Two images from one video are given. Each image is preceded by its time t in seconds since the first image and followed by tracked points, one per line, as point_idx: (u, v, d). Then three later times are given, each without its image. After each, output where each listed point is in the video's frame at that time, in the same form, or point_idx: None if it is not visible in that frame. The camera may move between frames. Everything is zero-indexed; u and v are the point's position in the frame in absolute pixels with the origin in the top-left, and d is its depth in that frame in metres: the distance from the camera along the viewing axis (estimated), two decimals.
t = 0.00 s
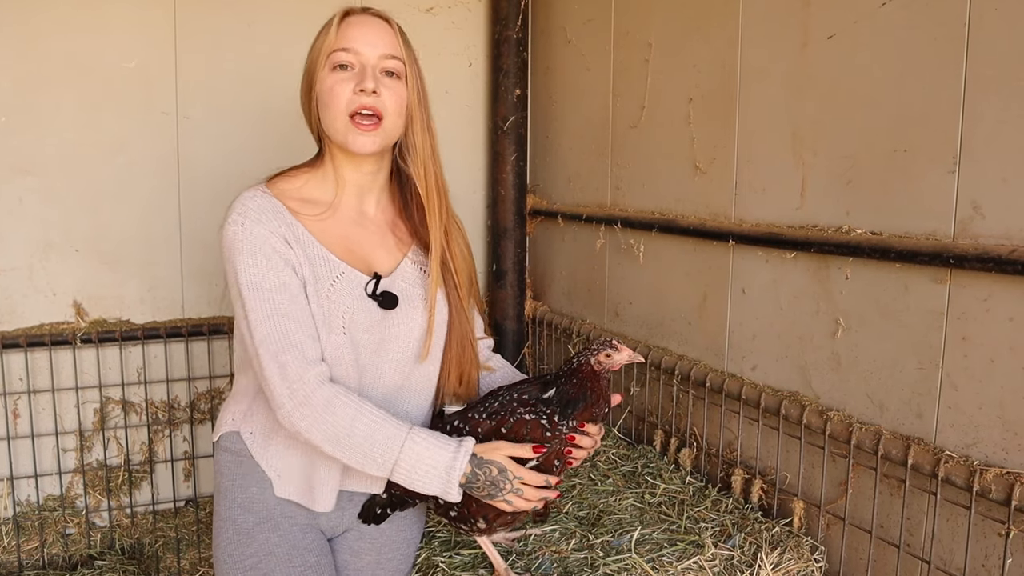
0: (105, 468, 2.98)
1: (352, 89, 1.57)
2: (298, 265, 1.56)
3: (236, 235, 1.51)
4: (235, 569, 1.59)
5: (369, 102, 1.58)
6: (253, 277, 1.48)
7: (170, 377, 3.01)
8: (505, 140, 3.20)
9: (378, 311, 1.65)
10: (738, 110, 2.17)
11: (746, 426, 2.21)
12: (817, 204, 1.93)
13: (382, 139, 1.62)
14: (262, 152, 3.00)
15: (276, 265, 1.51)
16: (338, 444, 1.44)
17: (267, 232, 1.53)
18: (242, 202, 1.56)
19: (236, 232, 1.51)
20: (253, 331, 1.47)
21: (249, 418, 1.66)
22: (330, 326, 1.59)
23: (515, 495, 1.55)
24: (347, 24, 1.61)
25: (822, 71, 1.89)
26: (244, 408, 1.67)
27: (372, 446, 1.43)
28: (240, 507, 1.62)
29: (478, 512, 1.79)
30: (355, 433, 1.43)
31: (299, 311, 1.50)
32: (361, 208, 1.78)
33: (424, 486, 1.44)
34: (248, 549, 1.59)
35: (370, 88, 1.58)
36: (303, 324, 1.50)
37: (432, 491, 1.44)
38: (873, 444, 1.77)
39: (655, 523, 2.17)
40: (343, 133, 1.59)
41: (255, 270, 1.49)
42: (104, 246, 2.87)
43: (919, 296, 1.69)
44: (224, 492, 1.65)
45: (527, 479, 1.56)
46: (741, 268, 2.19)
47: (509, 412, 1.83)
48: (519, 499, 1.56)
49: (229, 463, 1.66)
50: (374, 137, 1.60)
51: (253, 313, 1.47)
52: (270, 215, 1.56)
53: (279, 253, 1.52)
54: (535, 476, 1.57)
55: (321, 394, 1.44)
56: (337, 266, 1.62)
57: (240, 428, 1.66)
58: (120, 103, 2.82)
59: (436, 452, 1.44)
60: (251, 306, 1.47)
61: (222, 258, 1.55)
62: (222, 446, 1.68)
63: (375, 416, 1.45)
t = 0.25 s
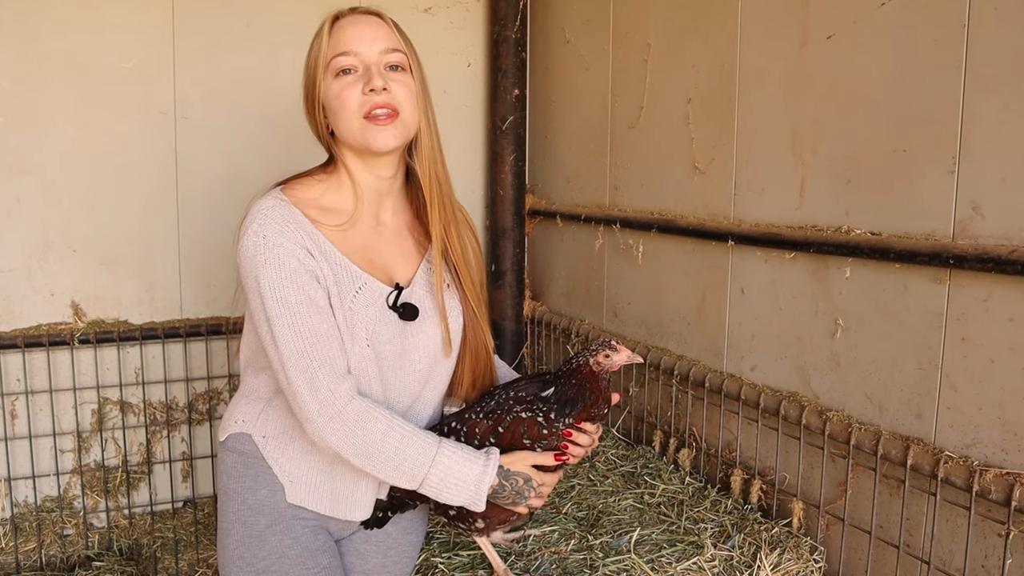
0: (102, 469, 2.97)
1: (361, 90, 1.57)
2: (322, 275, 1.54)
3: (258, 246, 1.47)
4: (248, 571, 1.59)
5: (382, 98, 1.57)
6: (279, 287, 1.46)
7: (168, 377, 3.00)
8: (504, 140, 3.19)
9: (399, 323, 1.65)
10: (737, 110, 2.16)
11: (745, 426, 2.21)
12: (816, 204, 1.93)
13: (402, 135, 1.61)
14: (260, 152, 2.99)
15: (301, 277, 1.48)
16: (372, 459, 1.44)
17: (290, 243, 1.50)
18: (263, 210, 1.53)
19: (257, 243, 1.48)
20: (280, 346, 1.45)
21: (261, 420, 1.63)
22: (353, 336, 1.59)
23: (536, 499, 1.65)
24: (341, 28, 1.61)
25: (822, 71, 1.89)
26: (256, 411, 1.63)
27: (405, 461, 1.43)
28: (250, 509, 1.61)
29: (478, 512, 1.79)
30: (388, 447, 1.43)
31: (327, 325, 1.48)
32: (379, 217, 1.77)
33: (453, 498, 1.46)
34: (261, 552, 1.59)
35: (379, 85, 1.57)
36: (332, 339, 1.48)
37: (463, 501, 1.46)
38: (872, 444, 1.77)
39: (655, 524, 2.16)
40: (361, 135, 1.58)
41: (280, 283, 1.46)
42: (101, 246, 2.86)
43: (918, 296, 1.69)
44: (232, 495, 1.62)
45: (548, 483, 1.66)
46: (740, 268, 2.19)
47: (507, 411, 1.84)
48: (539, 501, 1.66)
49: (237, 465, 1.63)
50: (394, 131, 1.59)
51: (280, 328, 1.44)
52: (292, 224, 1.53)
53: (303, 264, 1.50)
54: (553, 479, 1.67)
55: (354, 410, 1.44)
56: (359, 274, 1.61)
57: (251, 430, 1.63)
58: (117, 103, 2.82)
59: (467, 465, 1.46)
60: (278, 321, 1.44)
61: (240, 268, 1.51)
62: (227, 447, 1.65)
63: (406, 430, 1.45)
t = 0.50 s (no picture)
0: (101, 469, 2.97)
1: (372, 102, 1.55)
2: (327, 279, 1.54)
3: (265, 247, 1.47)
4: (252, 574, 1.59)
5: (391, 112, 1.56)
6: (283, 291, 1.46)
7: (167, 377, 3.00)
8: (504, 140, 3.19)
9: (404, 329, 1.65)
10: (737, 109, 2.16)
11: (745, 426, 2.21)
12: (816, 204, 1.93)
13: (410, 148, 1.60)
14: (258, 152, 2.99)
15: (307, 281, 1.48)
16: (365, 467, 1.45)
17: (298, 245, 1.50)
18: (272, 209, 1.53)
19: (264, 244, 1.48)
20: (280, 350, 1.45)
21: (264, 422, 1.62)
22: (357, 341, 1.59)
23: (532, 510, 1.64)
24: (357, 33, 1.58)
25: (821, 70, 1.89)
26: (259, 411, 1.63)
27: (400, 470, 1.44)
28: (253, 512, 1.60)
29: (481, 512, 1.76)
30: (383, 457, 1.44)
31: (329, 331, 1.48)
32: (389, 221, 1.76)
33: (446, 508, 1.46)
34: (265, 554, 1.59)
35: (389, 98, 1.55)
36: (334, 345, 1.48)
37: (454, 512, 1.47)
38: (872, 444, 1.77)
39: (655, 524, 2.16)
40: (369, 146, 1.58)
41: (284, 286, 1.46)
42: (100, 246, 2.86)
43: (918, 296, 1.68)
44: (234, 497, 1.62)
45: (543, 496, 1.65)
46: (740, 268, 2.19)
47: (509, 411, 1.83)
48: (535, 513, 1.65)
49: (240, 467, 1.63)
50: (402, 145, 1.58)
51: (281, 332, 1.44)
52: (300, 225, 1.53)
53: (309, 268, 1.50)
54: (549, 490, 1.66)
55: (350, 419, 1.44)
56: (365, 279, 1.61)
57: (254, 431, 1.62)
58: (116, 103, 2.81)
59: (462, 477, 1.46)
60: (280, 325, 1.44)
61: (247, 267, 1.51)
62: (229, 447, 1.65)
63: (403, 439, 1.46)
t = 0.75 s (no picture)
0: (104, 469, 2.97)
1: (391, 115, 1.54)
2: (331, 280, 1.54)
3: (269, 249, 1.48)
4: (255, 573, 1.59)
5: (412, 128, 1.55)
6: (287, 293, 1.46)
7: (170, 378, 3.00)
8: (506, 140, 3.18)
9: (409, 331, 1.65)
10: (740, 108, 2.15)
11: (748, 426, 2.20)
12: (819, 204, 1.92)
13: (426, 162, 1.59)
14: (260, 152, 2.99)
15: (310, 282, 1.48)
16: (368, 468, 1.45)
17: (302, 247, 1.50)
18: (278, 211, 1.53)
19: (268, 246, 1.48)
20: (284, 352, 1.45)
21: (269, 422, 1.63)
22: (362, 344, 1.58)
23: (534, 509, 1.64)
24: (378, 41, 1.56)
25: (824, 70, 1.88)
26: (264, 411, 1.64)
27: (402, 471, 1.44)
28: (257, 510, 1.60)
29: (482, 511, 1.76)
30: (385, 457, 1.44)
31: (332, 333, 1.48)
32: (396, 225, 1.75)
33: (447, 508, 1.45)
34: (268, 552, 1.59)
35: (410, 114, 1.54)
36: (337, 347, 1.48)
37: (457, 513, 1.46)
38: (876, 444, 1.76)
39: (658, 524, 2.16)
40: (386, 158, 1.56)
41: (288, 288, 1.46)
42: (102, 246, 2.86)
43: (922, 296, 1.68)
44: (238, 495, 1.62)
45: (545, 494, 1.64)
46: (743, 268, 2.19)
47: (511, 412, 1.83)
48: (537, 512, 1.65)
49: (245, 465, 1.63)
50: (420, 160, 1.57)
51: (285, 334, 1.45)
52: (304, 227, 1.53)
53: (313, 270, 1.50)
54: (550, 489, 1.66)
55: (353, 421, 1.44)
56: (370, 281, 1.61)
57: (258, 431, 1.63)
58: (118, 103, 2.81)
59: (465, 478, 1.45)
60: (283, 327, 1.44)
61: (252, 269, 1.51)
62: (234, 446, 1.65)
63: (404, 440, 1.45)
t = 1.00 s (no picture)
0: (110, 470, 2.97)
1: (400, 127, 1.54)
2: (335, 277, 1.54)
3: (273, 247, 1.48)
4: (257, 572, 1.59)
5: (420, 141, 1.55)
6: (292, 289, 1.46)
7: (176, 378, 3.00)
8: (511, 141, 3.18)
9: (411, 330, 1.65)
10: (745, 109, 2.15)
11: (754, 427, 2.20)
12: (825, 205, 1.92)
13: (431, 173, 1.60)
14: (266, 153, 3.00)
15: (314, 279, 1.49)
16: (376, 464, 1.45)
17: (304, 245, 1.51)
18: (279, 209, 1.53)
19: (271, 244, 1.48)
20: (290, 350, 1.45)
21: (272, 421, 1.63)
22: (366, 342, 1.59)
23: (541, 504, 1.64)
24: (391, 49, 1.55)
25: (830, 70, 1.88)
26: (267, 411, 1.64)
27: (409, 466, 1.45)
28: (259, 510, 1.60)
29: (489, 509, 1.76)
30: (392, 452, 1.44)
31: (338, 329, 1.49)
32: (398, 226, 1.76)
33: (455, 503, 1.46)
34: (270, 552, 1.59)
35: (420, 128, 1.54)
36: (342, 344, 1.49)
37: (464, 507, 1.47)
38: (882, 445, 1.76)
39: (663, 525, 2.16)
40: (393, 168, 1.57)
41: (293, 285, 1.46)
42: (109, 247, 2.87)
43: (928, 297, 1.68)
44: (241, 494, 1.62)
45: (551, 487, 1.65)
46: (748, 269, 2.18)
47: (517, 410, 1.84)
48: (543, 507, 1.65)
49: (247, 465, 1.63)
50: (425, 171, 1.58)
51: (290, 331, 1.45)
52: (307, 225, 1.54)
53: (317, 267, 1.51)
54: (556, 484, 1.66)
55: (361, 417, 1.44)
56: (373, 279, 1.61)
57: (261, 431, 1.63)
58: (125, 105, 2.82)
59: (471, 471, 1.46)
60: (288, 324, 1.45)
61: (254, 267, 1.51)
62: (237, 446, 1.65)
63: (411, 434, 1.46)
